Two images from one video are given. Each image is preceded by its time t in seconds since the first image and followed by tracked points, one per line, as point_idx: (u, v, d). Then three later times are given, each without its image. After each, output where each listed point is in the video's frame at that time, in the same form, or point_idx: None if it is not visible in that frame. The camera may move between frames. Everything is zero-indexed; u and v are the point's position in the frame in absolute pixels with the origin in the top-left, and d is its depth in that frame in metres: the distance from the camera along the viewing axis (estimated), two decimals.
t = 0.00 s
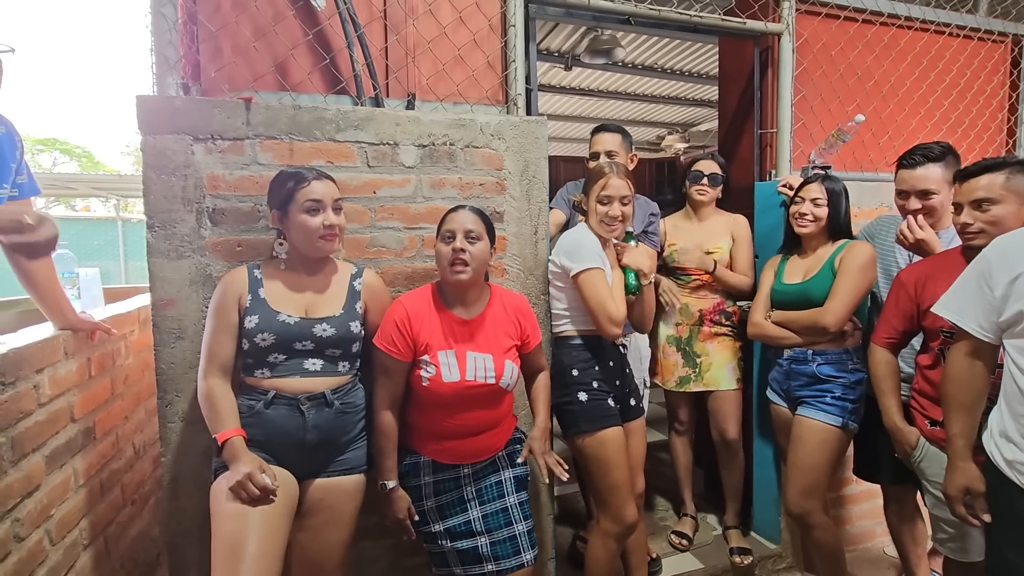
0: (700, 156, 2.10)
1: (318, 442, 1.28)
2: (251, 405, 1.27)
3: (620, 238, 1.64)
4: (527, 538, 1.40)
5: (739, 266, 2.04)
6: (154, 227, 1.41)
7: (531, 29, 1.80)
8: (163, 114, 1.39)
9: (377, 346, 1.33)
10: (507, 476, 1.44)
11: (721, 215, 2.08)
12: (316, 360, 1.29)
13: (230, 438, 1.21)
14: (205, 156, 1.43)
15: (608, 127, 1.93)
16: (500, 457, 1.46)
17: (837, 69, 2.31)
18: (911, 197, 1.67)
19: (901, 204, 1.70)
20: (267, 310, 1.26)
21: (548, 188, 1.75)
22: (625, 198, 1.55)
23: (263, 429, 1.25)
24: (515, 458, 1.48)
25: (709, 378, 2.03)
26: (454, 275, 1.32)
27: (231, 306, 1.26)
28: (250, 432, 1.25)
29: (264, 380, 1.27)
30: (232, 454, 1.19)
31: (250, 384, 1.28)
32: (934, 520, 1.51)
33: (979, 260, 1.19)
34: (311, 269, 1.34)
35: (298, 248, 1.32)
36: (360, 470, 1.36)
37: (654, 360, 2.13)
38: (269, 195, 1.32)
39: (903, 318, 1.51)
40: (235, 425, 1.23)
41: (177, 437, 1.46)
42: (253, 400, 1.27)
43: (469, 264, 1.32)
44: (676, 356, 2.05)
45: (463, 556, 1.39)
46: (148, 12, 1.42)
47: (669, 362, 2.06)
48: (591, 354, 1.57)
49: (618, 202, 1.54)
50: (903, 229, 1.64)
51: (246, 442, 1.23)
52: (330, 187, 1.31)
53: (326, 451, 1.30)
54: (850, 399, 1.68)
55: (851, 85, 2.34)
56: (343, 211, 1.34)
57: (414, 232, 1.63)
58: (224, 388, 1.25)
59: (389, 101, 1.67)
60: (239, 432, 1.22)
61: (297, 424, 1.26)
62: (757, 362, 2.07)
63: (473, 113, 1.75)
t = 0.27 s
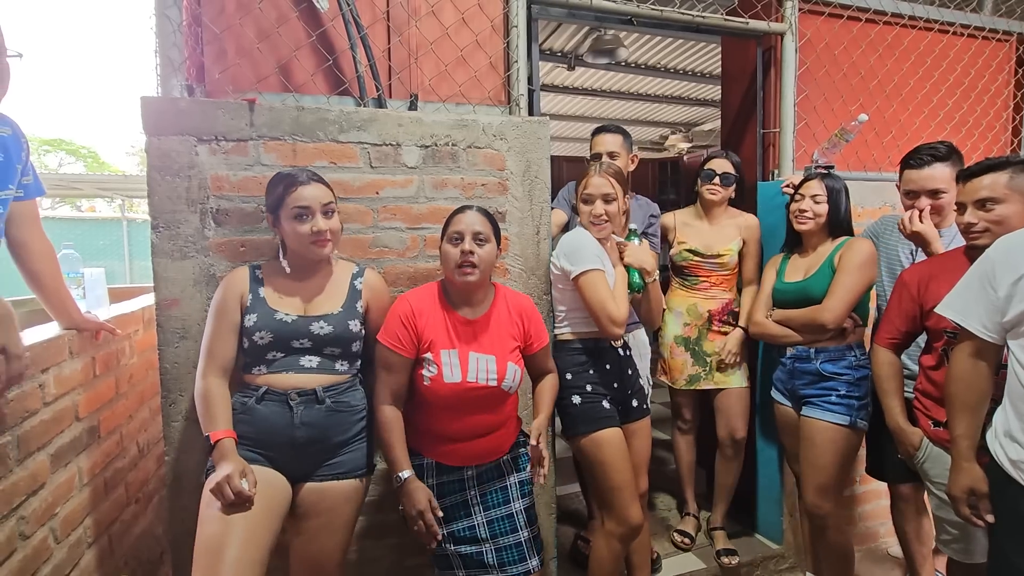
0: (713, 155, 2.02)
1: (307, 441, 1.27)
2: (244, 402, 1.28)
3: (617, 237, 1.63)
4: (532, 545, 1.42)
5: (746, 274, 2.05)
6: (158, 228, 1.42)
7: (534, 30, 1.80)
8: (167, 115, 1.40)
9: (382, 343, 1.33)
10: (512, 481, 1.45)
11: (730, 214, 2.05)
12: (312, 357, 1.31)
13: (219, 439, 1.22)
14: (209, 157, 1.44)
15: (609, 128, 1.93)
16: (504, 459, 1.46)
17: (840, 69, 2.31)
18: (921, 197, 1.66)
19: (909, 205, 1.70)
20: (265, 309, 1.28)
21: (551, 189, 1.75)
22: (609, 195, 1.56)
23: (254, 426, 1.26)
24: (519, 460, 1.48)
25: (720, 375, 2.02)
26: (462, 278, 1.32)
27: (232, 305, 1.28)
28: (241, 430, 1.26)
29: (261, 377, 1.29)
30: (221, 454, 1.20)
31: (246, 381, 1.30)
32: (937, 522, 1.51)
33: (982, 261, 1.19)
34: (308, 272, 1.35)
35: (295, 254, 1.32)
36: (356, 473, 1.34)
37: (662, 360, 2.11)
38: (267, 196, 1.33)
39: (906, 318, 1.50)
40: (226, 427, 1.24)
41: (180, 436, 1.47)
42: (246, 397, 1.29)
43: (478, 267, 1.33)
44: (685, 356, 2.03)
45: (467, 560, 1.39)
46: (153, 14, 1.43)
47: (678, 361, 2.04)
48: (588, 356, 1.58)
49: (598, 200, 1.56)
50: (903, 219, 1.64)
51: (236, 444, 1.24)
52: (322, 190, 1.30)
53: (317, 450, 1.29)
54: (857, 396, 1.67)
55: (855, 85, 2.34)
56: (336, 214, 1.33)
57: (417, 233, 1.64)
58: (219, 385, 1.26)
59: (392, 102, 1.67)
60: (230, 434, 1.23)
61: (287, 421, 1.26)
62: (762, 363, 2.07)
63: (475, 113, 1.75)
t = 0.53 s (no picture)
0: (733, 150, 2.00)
1: (308, 441, 1.28)
2: (249, 407, 1.30)
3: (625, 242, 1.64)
4: (536, 553, 1.42)
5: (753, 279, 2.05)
6: (162, 229, 1.43)
7: (535, 31, 1.81)
8: (171, 117, 1.41)
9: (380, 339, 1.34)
10: (512, 489, 1.44)
11: (746, 210, 2.04)
12: (313, 361, 1.31)
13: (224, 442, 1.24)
14: (213, 158, 1.45)
15: (619, 127, 1.94)
16: (503, 463, 1.45)
17: (843, 69, 2.30)
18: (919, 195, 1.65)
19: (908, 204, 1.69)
20: (265, 315, 1.29)
21: (552, 190, 1.76)
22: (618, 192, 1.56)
23: (257, 428, 1.27)
24: (519, 467, 1.47)
25: (724, 377, 2.02)
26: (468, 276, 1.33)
27: (233, 311, 1.29)
28: (245, 433, 1.28)
29: (263, 381, 1.30)
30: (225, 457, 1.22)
31: (252, 387, 1.32)
32: (939, 522, 1.51)
33: (982, 263, 1.19)
34: (307, 276, 1.36)
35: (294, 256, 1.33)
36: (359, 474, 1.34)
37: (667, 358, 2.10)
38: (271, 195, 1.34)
39: (907, 320, 1.50)
40: (230, 430, 1.26)
41: (184, 436, 1.47)
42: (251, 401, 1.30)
43: (484, 267, 1.33)
44: (691, 356, 2.03)
45: (470, 568, 1.40)
46: (157, 16, 1.44)
47: (684, 361, 2.04)
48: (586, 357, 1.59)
49: (608, 197, 1.55)
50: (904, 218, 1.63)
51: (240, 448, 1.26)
52: (328, 195, 1.31)
53: (319, 450, 1.29)
54: (858, 396, 1.68)
55: (857, 85, 2.33)
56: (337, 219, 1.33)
57: (419, 233, 1.64)
58: (223, 391, 1.28)
59: (394, 103, 1.68)
60: (233, 437, 1.25)
61: (288, 423, 1.27)
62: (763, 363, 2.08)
63: (477, 114, 1.75)
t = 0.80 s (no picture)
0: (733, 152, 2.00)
1: (322, 442, 1.29)
2: (264, 411, 1.32)
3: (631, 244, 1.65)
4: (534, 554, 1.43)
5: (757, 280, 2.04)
6: (166, 228, 1.44)
7: (537, 30, 1.81)
8: (175, 116, 1.42)
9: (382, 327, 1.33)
10: (511, 489, 1.44)
11: (749, 212, 2.04)
12: (323, 364, 1.32)
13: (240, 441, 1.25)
14: (216, 158, 1.46)
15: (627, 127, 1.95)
16: (503, 463, 1.45)
17: (845, 67, 2.30)
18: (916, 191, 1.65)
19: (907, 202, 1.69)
20: (272, 321, 1.29)
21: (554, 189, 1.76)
22: (624, 188, 1.56)
23: (271, 430, 1.29)
24: (519, 467, 1.47)
25: (729, 378, 2.01)
26: (470, 271, 1.33)
27: (237, 319, 1.30)
28: (259, 433, 1.29)
29: (274, 385, 1.31)
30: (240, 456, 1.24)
31: (263, 390, 1.34)
32: (940, 520, 1.52)
33: (982, 262, 1.20)
34: (309, 275, 1.36)
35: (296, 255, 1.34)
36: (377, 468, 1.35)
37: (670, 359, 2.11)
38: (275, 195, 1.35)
39: (909, 318, 1.50)
40: (245, 429, 1.27)
41: (189, 433, 1.49)
42: (265, 404, 1.32)
43: (488, 262, 1.33)
44: (694, 356, 2.03)
45: (468, 566, 1.41)
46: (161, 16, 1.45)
47: (687, 360, 2.04)
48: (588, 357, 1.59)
49: (614, 193, 1.55)
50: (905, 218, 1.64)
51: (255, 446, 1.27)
52: (331, 193, 1.32)
53: (331, 450, 1.30)
54: (855, 391, 1.68)
55: (859, 84, 2.33)
56: (339, 220, 1.34)
57: (421, 232, 1.65)
58: (234, 394, 1.30)
59: (397, 102, 1.69)
60: (248, 436, 1.27)
61: (301, 424, 1.29)
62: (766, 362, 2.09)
63: (479, 113, 1.76)
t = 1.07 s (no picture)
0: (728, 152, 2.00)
1: (328, 440, 1.29)
2: (270, 409, 1.32)
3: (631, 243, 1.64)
4: (530, 550, 1.42)
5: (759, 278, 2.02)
6: (167, 226, 1.43)
7: (537, 27, 1.81)
8: (175, 114, 1.42)
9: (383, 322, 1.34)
10: (510, 485, 1.44)
11: (750, 211, 2.04)
12: (332, 364, 1.33)
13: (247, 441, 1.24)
14: (217, 156, 1.45)
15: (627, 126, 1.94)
16: (503, 459, 1.45)
17: (846, 65, 2.30)
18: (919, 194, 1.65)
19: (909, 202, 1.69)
20: (282, 319, 1.29)
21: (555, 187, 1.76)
22: (622, 185, 1.56)
23: (278, 428, 1.29)
24: (519, 463, 1.47)
25: (728, 377, 1.98)
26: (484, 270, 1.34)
27: (245, 316, 1.29)
28: (265, 432, 1.29)
29: (282, 383, 1.31)
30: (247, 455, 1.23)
31: (271, 388, 1.33)
32: (942, 518, 1.51)
33: (979, 261, 1.19)
34: (314, 271, 1.36)
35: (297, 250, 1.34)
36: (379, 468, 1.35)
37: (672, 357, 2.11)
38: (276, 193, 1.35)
39: (910, 316, 1.50)
40: (251, 428, 1.27)
41: (190, 431, 1.49)
42: (270, 402, 1.33)
43: (498, 263, 1.34)
44: (694, 353, 2.03)
45: (467, 562, 1.41)
46: (161, 14, 1.45)
47: (687, 358, 2.04)
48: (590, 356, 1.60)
49: (612, 191, 1.55)
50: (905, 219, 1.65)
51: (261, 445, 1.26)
52: (330, 186, 1.32)
53: (338, 448, 1.30)
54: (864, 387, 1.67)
55: (860, 81, 2.33)
56: (340, 212, 1.34)
57: (422, 230, 1.65)
58: (239, 393, 1.30)
59: (397, 100, 1.68)
60: (254, 434, 1.26)
61: (309, 423, 1.29)
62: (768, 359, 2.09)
63: (480, 111, 1.76)
